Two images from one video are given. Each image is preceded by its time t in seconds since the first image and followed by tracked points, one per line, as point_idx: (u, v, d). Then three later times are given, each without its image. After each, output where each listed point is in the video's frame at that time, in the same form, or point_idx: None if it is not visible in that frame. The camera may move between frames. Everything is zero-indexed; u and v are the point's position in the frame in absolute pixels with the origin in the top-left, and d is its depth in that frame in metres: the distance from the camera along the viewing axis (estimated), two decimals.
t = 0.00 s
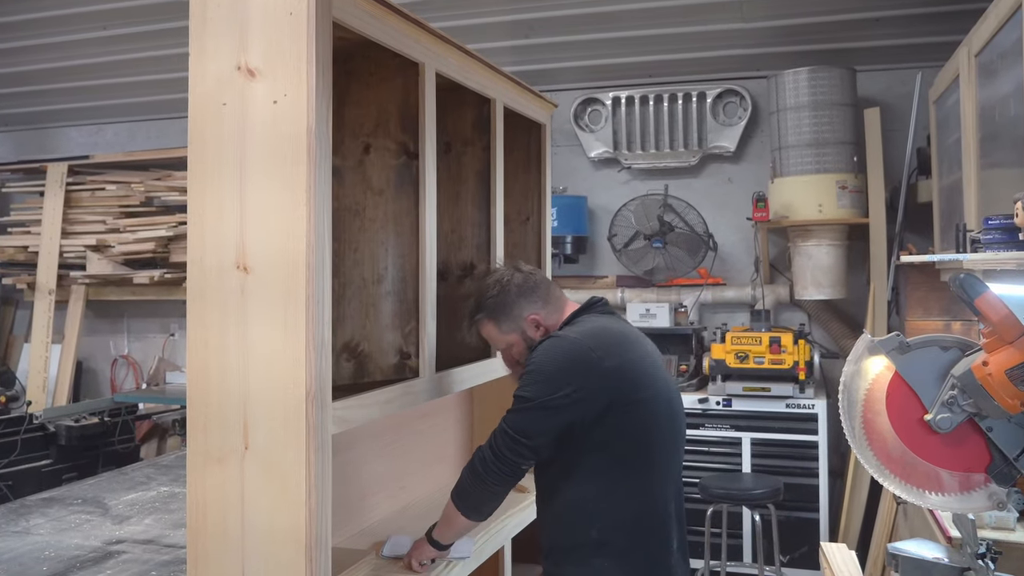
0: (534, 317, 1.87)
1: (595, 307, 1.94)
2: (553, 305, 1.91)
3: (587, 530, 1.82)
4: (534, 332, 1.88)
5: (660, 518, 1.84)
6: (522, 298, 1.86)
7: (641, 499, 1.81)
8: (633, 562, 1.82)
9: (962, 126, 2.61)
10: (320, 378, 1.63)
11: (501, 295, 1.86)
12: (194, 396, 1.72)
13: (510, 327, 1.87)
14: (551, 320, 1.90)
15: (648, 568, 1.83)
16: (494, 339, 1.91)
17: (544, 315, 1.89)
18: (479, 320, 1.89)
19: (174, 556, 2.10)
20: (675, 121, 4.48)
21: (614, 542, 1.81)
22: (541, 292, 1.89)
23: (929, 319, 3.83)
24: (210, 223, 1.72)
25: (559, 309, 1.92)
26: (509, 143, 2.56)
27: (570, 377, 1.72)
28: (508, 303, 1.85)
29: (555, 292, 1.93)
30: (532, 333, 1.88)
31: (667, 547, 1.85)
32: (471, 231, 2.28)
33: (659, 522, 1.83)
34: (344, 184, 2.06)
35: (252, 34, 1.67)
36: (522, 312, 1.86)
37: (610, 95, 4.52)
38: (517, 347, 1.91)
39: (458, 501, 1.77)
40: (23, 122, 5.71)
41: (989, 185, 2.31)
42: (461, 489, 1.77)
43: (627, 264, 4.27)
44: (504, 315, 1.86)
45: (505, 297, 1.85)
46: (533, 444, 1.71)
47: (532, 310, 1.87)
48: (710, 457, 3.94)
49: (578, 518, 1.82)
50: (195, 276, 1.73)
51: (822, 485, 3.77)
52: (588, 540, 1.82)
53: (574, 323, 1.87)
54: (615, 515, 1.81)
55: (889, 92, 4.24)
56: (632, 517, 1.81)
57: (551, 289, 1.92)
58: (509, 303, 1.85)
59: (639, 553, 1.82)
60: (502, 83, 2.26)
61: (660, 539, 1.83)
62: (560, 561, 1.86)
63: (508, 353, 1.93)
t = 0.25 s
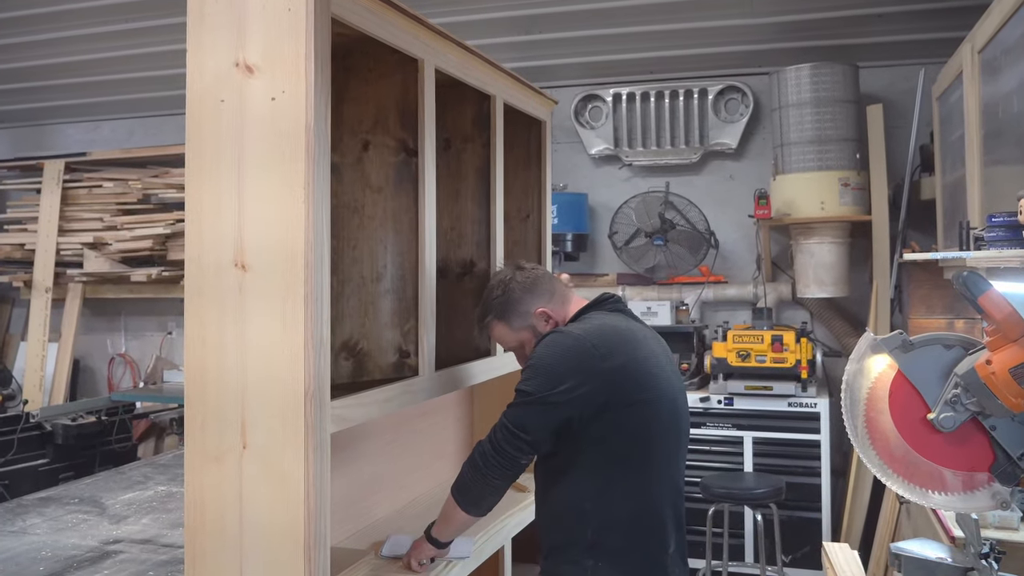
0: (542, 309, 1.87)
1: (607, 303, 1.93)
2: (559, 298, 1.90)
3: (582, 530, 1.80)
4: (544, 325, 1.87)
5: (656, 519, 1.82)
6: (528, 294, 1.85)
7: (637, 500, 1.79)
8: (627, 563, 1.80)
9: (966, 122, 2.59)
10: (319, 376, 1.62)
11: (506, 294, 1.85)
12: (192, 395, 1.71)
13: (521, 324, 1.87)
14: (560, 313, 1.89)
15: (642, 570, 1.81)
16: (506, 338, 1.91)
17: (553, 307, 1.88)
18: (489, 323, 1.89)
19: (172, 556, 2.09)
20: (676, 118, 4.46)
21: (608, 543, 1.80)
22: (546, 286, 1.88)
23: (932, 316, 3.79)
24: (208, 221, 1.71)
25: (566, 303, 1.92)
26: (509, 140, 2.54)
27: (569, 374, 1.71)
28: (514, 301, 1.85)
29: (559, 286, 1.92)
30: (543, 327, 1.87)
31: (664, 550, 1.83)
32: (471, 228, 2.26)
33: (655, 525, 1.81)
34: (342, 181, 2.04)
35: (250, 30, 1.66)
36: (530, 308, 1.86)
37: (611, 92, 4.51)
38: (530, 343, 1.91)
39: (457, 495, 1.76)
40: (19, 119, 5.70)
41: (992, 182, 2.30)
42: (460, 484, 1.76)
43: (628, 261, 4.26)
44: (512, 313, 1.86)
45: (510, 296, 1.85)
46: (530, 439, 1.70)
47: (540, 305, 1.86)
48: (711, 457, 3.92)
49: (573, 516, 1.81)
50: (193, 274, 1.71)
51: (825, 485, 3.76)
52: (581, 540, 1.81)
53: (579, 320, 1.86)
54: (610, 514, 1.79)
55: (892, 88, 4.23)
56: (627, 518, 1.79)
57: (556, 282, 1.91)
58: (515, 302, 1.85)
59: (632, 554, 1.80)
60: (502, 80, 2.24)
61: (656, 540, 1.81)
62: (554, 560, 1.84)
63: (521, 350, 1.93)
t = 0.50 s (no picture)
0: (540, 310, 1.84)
1: (604, 301, 1.90)
2: (557, 297, 1.88)
3: (583, 529, 1.79)
4: (544, 325, 1.85)
5: (658, 517, 1.81)
6: (526, 296, 1.83)
7: (639, 498, 1.78)
8: (629, 562, 1.79)
9: (969, 119, 2.58)
10: (318, 375, 1.60)
11: (503, 297, 1.84)
12: (190, 393, 1.69)
13: (520, 325, 1.85)
14: (559, 311, 1.87)
15: (643, 570, 1.80)
16: (505, 340, 1.89)
17: (552, 307, 1.86)
18: (489, 327, 1.88)
19: (170, 555, 2.08)
20: (678, 115, 4.46)
21: (610, 542, 1.78)
22: (543, 285, 1.86)
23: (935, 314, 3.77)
24: (205, 218, 1.69)
25: (564, 302, 1.90)
26: (509, 136, 2.53)
27: (570, 371, 1.69)
28: (513, 303, 1.83)
29: (557, 285, 1.89)
30: (543, 327, 1.86)
31: (666, 548, 1.82)
32: (471, 226, 2.25)
33: (656, 524, 1.80)
34: (341, 179, 2.02)
35: (249, 26, 1.64)
36: (529, 309, 1.84)
37: (611, 88, 4.50)
38: (530, 344, 1.89)
39: (457, 493, 1.74)
40: (16, 116, 5.70)
41: (995, 179, 2.29)
42: (460, 483, 1.74)
43: (628, 259, 4.25)
44: (512, 315, 1.84)
45: (507, 298, 1.84)
46: (531, 438, 1.68)
47: (539, 305, 1.84)
48: (713, 456, 3.91)
49: (575, 516, 1.79)
50: (190, 271, 1.69)
51: (827, 484, 3.74)
52: (583, 539, 1.79)
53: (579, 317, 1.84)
54: (611, 513, 1.78)
55: (895, 84, 4.23)
56: (628, 517, 1.78)
57: (552, 281, 1.89)
58: (514, 303, 1.83)
59: (634, 553, 1.79)
60: (502, 76, 2.23)
61: (658, 538, 1.80)
62: (555, 560, 1.82)
63: (521, 351, 1.92)
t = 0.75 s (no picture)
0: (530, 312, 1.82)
1: (595, 301, 1.89)
2: (547, 297, 1.86)
3: (587, 530, 1.78)
4: (535, 327, 1.83)
5: (661, 515, 1.80)
6: (516, 296, 1.80)
7: (642, 497, 1.77)
8: (634, 561, 1.78)
9: (973, 116, 2.56)
10: (316, 374, 1.59)
11: (493, 297, 1.80)
12: (187, 392, 1.68)
13: (511, 327, 1.82)
14: (549, 312, 1.85)
15: (649, 568, 1.79)
16: (494, 342, 1.86)
17: (542, 308, 1.84)
18: (478, 329, 1.83)
19: (167, 555, 2.06)
20: (679, 111, 4.44)
21: (614, 541, 1.77)
22: (533, 286, 1.83)
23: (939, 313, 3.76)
24: (203, 215, 1.68)
25: (552, 303, 1.87)
26: (509, 132, 2.52)
27: (569, 374, 1.68)
28: (503, 304, 1.80)
29: (546, 285, 1.87)
30: (534, 328, 1.83)
31: (669, 545, 1.81)
32: (471, 223, 2.24)
33: (659, 522, 1.80)
34: (339, 175, 2.01)
35: (247, 22, 1.63)
36: (519, 310, 1.81)
37: (612, 85, 4.49)
38: (521, 347, 1.86)
39: (456, 498, 1.73)
40: (12, 112, 5.70)
41: (999, 177, 2.28)
42: (459, 487, 1.72)
43: (629, 257, 4.24)
44: (502, 317, 1.80)
45: (497, 299, 1.80)
46: (531, 442, 1.67)
47: (530, 306, 1.82)
48: (714, 455, 3.90)
49: (579, 517, 1.77)
50: (188, 269, 1.68)
51: (829, 484, 3.73)
52: (588, 540, 1.78)
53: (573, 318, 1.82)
54: (615, 513, 1.77)
55: (898, 81, 4.22)
56: (632, 517, 1.77)
57: (542, 281, 1.86)
58: (504, 304, 1.80)
59: (639, 552, 1.78)
60: (503, 72, 2.21)
61: (661, 536, 1.80)
62: (560, 561, 1.81)
63: (512, 355, 1.89)
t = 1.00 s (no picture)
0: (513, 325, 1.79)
1: (578, 307, 1.86)
2: (532, 308, 1.82)
3: (601, 534, 1.76)
4: (518, 339, 1.80)
5: (672, 512, 1.79)
6: (499, 307, 1.77)
7: (652, 496, 1.76)
8: (651, 560, 1.76)
9: (976, 112, 2.55)
10: (315, 373, 1.58)
11: (477, 308, 1.77)
12: (185, 392, 1.66)
13: (493, 339, 1.79)
14: (533, 323, 1.82)
15: (666, 567, 1.77)
16: (477, 352, 1.83)
17: (526, 320, 1.81)
18: (460, 339, 1.80)
19: (164, 555, 2.05)
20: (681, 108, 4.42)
21: (629, 542, 1.76)
22: (517, 296, 1.80)
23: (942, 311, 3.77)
24: (201, 212, 1.66)
25: (538, 313, 1.84)
26: (509, 128, 2.50)
27: (569, 380, 1.66)
28: (487, 315, 1.77)
29: (533, 294, 1.84)
30: (517, 341, 1.80)
31: (683, 542, 1.80)
32: (470, 220, 2.23)
33: (672, 522, 1.78)
34: (338, 172, 1.99)
35: (245, 17, 1.61)
36: (502, 321, 1.78)
37: (613, 81, 4.49)
38: (503, 357, 1.83)
39: (460, 514, 1.70)
40: (9, 108, 5.71)
41: (1002, 174, 2.27)
42: (462, 502, 1.70)
43: (630, 254, 4.22)
44: (485, 328, 1.77)
45: (481, 309, 1.76)
46: (536, 453, 1.64)
47: (513, 318, 1.79)
48: (716, 454, 3.88)
49: (590, 521, 1.76)
50: (185, 267, 1.66)
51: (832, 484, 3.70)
52: (603, 542, 1.76)
53: (564, 325, 1.79)
54: (626, 514, 1.75)
55: (901, 77, 4.21)
56: (644, 517, 1.75)
57: (528, 291, 1.83)
58: (487, 315, 1.77)
59: (655, 552, 1.76)
60: (503, 69, 2.20)
61: (674, 535, 1.78)
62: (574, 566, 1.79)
63: (494, 365, 1.86)
